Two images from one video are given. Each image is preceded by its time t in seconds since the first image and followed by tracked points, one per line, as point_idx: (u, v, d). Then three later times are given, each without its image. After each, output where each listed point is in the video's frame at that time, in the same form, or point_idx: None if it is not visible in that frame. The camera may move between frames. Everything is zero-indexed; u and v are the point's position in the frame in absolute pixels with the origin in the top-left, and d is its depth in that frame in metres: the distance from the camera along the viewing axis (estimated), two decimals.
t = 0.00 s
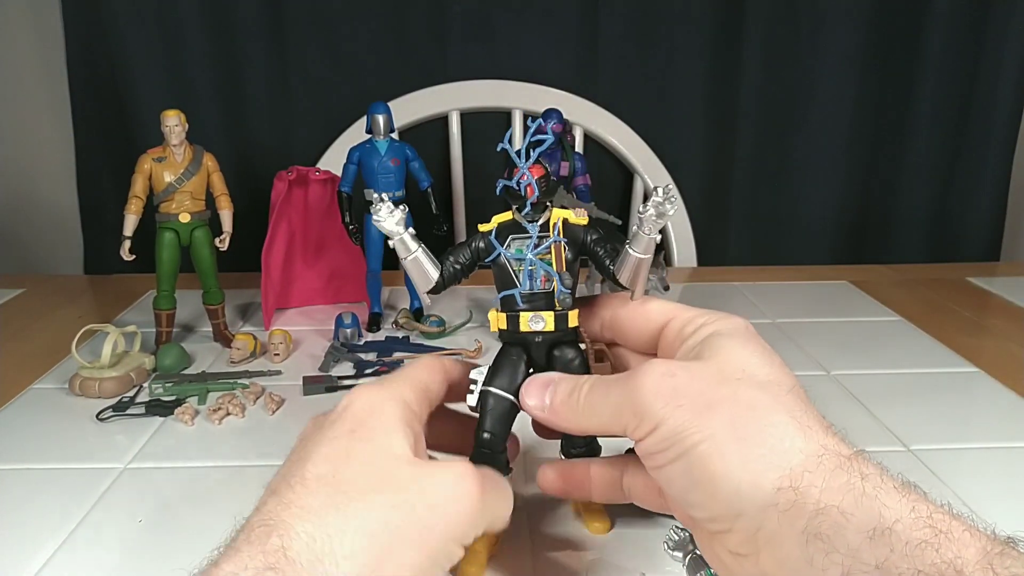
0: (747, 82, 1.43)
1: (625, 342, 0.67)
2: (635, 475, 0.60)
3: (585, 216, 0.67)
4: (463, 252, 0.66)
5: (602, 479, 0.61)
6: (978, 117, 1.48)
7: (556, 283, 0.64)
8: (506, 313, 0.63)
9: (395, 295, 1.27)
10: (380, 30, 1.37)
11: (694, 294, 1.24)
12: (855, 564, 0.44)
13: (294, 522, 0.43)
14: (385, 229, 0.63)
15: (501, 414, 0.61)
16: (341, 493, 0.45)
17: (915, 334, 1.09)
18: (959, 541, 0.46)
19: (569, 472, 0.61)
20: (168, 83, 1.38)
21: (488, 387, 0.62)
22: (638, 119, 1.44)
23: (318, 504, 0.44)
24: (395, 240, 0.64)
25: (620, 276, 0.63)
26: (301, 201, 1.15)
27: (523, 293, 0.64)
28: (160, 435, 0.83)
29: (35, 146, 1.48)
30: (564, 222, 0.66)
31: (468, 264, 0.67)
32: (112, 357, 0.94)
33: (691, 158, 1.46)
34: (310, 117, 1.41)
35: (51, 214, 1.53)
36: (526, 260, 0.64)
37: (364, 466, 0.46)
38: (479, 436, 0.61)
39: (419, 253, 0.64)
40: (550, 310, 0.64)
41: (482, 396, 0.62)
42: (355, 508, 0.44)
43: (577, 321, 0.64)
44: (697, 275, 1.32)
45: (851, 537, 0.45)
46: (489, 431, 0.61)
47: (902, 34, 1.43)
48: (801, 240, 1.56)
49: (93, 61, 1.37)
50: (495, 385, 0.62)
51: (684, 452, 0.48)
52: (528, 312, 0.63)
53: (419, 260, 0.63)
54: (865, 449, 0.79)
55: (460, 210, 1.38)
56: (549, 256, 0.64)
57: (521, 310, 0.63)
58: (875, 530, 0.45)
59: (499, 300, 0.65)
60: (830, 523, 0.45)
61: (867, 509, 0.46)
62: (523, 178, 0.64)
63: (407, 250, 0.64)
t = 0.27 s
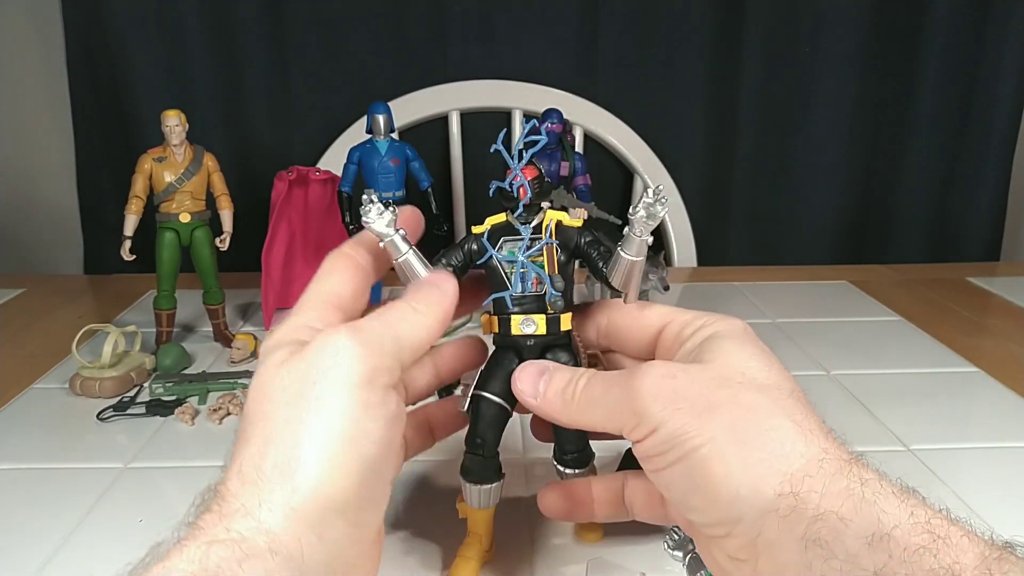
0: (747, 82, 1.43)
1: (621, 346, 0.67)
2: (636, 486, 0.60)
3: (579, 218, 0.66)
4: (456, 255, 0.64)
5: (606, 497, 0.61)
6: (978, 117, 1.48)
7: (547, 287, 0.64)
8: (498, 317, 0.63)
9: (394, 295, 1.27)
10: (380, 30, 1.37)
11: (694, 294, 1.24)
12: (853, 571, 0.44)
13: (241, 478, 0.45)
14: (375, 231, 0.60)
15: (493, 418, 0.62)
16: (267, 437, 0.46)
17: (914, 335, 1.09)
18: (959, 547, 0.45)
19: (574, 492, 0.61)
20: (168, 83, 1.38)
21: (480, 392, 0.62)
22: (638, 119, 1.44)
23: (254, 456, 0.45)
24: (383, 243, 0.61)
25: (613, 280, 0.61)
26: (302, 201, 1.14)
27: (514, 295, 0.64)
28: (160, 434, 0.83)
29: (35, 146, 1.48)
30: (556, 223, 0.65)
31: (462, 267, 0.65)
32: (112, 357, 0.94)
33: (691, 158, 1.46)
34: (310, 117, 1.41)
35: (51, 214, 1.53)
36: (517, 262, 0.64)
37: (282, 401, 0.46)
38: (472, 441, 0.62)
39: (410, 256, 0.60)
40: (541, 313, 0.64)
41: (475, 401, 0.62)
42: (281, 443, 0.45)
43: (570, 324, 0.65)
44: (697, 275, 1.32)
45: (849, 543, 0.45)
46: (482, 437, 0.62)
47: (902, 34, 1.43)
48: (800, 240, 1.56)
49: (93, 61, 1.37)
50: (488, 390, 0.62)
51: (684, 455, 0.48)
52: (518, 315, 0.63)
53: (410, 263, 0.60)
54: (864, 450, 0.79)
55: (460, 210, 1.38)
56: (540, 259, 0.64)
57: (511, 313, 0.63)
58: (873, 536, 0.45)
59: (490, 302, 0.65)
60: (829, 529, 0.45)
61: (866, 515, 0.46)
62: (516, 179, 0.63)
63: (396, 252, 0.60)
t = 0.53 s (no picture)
0: (747, 82, 1.43)
1: (619, 351, 0.67)
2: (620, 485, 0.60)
3: (569, 220, 0.66)
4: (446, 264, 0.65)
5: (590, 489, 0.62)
6: (978, 116, 1.48)
7: (545, 297, 0.64)
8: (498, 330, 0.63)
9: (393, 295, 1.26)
10: (380, 30, 1.37)
11: (693, 294, 1.24)
12: None
13: (258, 472, 0.43)
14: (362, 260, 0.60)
15: (493, 426, 0.62)
16: (273, 424, 0.44)
17: (914, 335, 1.09)
18: (961, 554, 0.48)
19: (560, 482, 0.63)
20: (168, 83, 1.38)
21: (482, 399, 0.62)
22: (638, 119, 1.44)
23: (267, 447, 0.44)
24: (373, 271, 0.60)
25: (613, 287, 0.62)
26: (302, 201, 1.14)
27: (513, 311, 0.63)
28: (160, 434, 0.83)
29: (35, 145, 1.48)
30: (548, 227, 0.65)
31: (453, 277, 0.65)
32: (112, 357, 0.94)
33: (691, 158, 1.46)
34: (311, 117, 1.41)
35: (50, 214, 1.53)
36: (514, 275, 0.63)
37: (280, 385, 0.46)
38: (472, 448, 0.62)
39: (402, 279, 0.61)
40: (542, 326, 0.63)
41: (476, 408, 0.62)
42: (295, 423, 0.44)
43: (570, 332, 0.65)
44: (697, 275, 1.32)
45: (851, 549, 0.46)
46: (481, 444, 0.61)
47: (902, 33, 1.43)
48: (800, 240, 1.56)
49: (93, 61, 1.37)
50: (489, 397, 0.62)
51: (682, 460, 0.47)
52: (521, 330, 0.62)
53: (403, 286, 0.60)
54: (864, 450, 0.79)
55: (460, 210, 1.38)
56: (537, 270, 0.63)
57: (513, 327, 0.63)
58: (876, 542, 0.47)
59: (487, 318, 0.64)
60: (830, 535, 0.46)
61: (867, 523, 0.48)
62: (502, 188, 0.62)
63: (388, 278, 0.60)
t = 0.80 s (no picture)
0: (748, 82, 1.43)
1: (617, 350, 0.67)
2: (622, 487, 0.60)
3: (560, 218, 0.67)
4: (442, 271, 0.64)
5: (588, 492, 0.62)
6: (978, 117, 1.48)
7: (540, 296, 0.63)
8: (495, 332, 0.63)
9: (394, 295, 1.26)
10: (380, 30, 1.37)
11: (693, 294, 1.24)
12: (851, 570, 0.44)
13: (248, 475, 0.43)
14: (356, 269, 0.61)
15: (490, 425, 0.61)
16: (265, 427, 0.44)
17: (914, 335, 1.09)
18: (959, 549, 0.47)
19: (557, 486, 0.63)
20: (168, 83, 1.38)
21: (478, 399, 0.62)
22: (638, 119, 1.44)
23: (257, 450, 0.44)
24: (366, 279, 0.61)
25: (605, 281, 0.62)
26: (302, 201, 1.14)
27: (508, 311, 0.63)
28: (161, 434, 0.83)
29: (35, 145, 1.48)
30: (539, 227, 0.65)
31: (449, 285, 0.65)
32: (112, 357, 0.94)
33: (691, 158, 1.47)
34: (310, 117, 1.41)
35: (50, 214, 1.53)
36: (507, 275, 0.63)
37: (272, 389, 0.46)
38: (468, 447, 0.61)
39: (395, 285, 0.60)
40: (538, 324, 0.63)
41: (472, 407, 0.62)
42: (287, 426, 0.44)
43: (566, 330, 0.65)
44: (697, 275, 1.33)
45: (848, 543, 0.45)
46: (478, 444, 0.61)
47: (902, 34, 1.43)
48: (800, 241, 1.56)
49: (93, 61, 1.37)
50: (486, 397, 0.62)
51: (677, 457, 0.48)
52: (517, 330, 0.62)
53: (395, 292, 0.60)
54: (864, 450, 0.79)
55: (460, 210, 1.38)
56: (530, 269, 0.63)
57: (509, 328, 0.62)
58: (872, 536, 0.46)
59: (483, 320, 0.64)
60: (826, 529, 0.45)
61: (864, 517, 0.47)
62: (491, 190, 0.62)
63: (382, 285, 0.61)
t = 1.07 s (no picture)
0: (748, 82, 1.42)
1: (620, 346, 0.67)
2: (658, 480, 0.61)
3: (554, 217, 0.67)
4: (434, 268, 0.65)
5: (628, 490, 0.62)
6: (978, 117, 1.48)
7: (532, 293, 0.63)
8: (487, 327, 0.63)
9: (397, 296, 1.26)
10: (380, 29, 1.37)
11: (693, 294, 1.24)
12: (876, 557, 0.43)
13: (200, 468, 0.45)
14: (349, 261, 0.62)
15: (485, 423, 0.61)
16: (231, 425, 0.46)
17: (915, 335, 1.09)
18: (986, 534, 0.45)
19: (599, 485, 0.61)
20: (168, 83, 1.38)
21: (476, 399, 0.61)
22: (638, 119, 1.44)
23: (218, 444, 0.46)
24: (361, 272, 0.63)
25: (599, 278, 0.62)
26: (302, 201, 1.15)
27: (501, 307, 0.63)
28: (160, 434, 0.83)
29: (34, 146, 1.48)
30: (534, 226, 0.65)
31: (442, 280, 0.66)
32: (112, 357, 0.94)
33: (691, 158, 1.47)
34: (310, 117, 1.41)
35: (50, 215, 1.53)
36: (501, 271, 0.63)
37: (247, 389, 0.48)
38: (463, 447, 0.60)
39: (388, 278, 0.63)
40: (530, 321, 0.63)
41: (469, 407, 0.61)
42: (247, 429, 0.46)
43: (558, 327, 0.65)
44: (697, 275, 1.32)
45: (871, 529, 0.44)
46: (474, 443, 0.60)
47: (902, 34, 1.43)
48: (800, 241, 1.56)
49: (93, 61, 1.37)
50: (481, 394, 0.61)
51: (693, 448, 0.48)
52: (509, 326, 0.62)
53: (388, 285, 0.62)
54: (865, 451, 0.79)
55: (460, 210, 1.38)
56: (523, 266, 0.64)
57: (501, 324, 0.63)
58: (897, 522, 0.44)
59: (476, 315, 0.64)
60: (850, 515, 0.45)
61: (888, 502, 0.46)
62: (488, 187, 0.63)
63: (376, 276, 0.63)
